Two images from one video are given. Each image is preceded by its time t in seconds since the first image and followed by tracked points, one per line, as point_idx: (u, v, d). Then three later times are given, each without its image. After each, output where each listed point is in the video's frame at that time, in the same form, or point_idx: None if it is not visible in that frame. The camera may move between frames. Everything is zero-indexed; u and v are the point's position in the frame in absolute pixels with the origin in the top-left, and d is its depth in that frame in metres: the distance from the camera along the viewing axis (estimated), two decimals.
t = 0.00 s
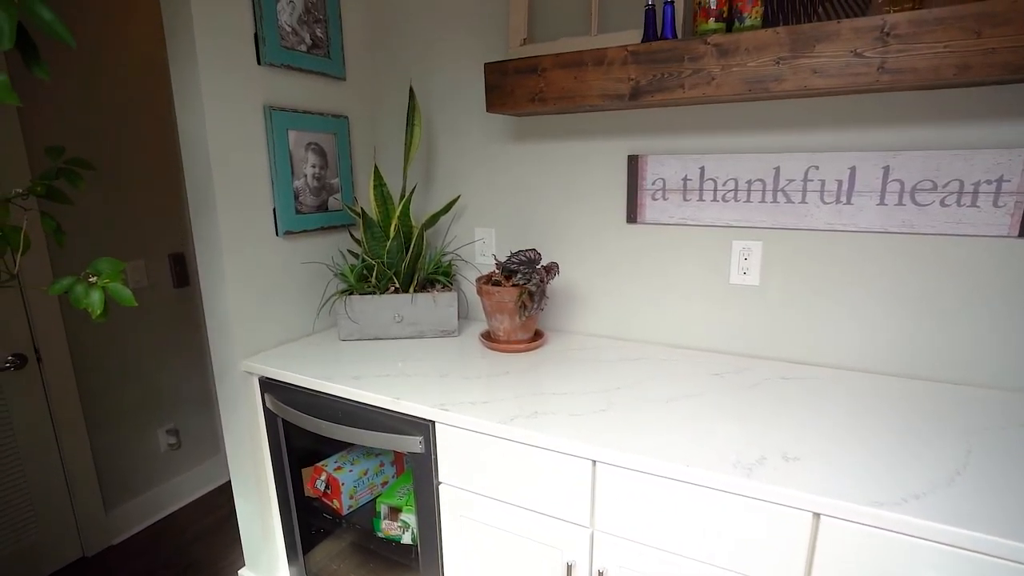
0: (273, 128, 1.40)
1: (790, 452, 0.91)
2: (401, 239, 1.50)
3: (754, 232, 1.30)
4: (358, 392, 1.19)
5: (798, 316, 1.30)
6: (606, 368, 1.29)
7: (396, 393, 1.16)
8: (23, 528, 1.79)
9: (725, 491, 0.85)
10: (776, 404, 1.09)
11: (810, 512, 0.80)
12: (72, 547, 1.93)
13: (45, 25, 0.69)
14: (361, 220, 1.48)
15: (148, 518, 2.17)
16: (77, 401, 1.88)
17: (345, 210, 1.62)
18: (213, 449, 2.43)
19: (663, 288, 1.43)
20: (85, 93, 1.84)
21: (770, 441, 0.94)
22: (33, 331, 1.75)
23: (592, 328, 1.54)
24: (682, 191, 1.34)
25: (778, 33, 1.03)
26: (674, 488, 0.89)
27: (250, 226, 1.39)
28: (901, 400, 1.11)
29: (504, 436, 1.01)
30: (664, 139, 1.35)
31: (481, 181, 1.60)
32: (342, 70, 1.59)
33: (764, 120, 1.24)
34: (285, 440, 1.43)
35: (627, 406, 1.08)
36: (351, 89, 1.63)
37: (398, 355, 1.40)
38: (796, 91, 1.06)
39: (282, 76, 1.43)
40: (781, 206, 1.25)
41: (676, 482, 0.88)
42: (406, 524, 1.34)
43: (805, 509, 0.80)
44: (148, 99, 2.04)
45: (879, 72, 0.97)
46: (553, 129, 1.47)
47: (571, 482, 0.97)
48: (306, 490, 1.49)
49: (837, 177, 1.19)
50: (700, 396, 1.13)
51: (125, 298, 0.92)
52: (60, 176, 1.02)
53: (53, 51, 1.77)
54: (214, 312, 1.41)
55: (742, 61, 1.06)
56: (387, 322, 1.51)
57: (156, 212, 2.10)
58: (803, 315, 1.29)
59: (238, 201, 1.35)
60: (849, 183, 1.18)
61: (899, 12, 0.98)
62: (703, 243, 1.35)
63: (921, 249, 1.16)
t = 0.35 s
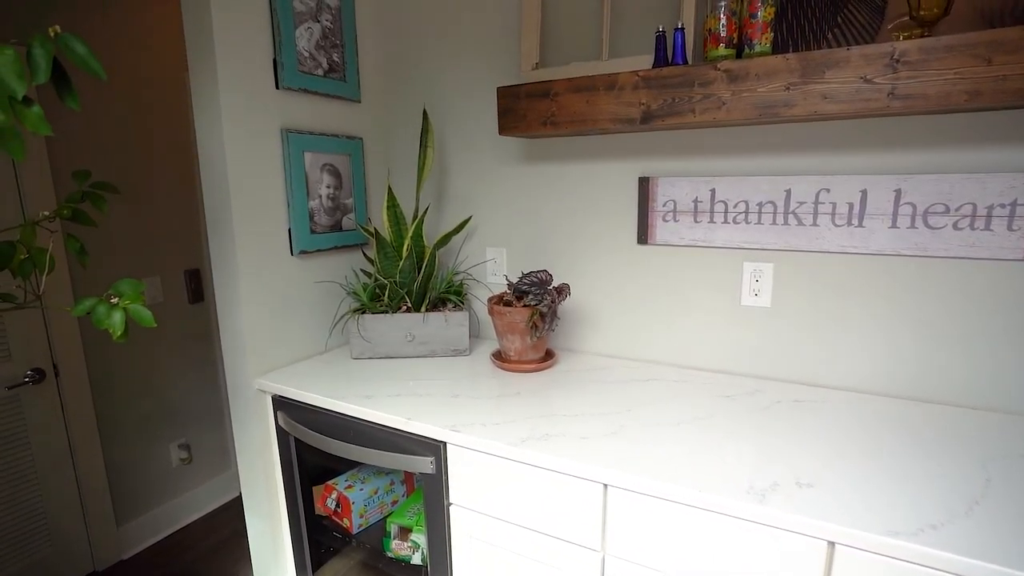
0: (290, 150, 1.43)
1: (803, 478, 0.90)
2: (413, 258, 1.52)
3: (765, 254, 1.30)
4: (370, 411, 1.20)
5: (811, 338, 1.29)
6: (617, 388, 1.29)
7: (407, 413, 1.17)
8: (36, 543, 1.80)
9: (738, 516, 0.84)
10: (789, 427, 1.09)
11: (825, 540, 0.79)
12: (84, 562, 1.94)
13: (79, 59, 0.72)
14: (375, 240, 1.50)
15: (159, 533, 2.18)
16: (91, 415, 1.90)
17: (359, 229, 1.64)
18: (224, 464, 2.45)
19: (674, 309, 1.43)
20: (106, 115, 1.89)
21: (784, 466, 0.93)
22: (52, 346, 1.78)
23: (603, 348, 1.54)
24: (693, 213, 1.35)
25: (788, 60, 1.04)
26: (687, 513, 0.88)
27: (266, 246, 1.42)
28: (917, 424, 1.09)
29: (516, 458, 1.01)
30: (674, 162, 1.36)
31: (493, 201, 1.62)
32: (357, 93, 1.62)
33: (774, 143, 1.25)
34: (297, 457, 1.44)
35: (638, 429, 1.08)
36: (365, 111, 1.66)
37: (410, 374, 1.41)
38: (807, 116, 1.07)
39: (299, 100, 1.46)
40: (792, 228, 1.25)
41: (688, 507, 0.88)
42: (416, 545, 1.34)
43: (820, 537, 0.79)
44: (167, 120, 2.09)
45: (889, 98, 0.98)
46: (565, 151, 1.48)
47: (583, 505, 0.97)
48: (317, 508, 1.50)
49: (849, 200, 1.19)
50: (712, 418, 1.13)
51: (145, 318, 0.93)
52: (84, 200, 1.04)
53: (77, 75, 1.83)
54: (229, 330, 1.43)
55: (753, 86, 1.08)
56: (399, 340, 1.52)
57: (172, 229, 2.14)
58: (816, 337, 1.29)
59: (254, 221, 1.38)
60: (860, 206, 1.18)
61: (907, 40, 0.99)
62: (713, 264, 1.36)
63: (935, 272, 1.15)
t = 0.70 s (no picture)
0: (302, 167, 1.45)
1: (813, 499, 0.89)
2: (422, 274, 1.53)
3: (774, 271, 1.30)
4: (378, 427, 1.20)
5: (820, 355, 1.29)
6: (625, 405, 1.29)
7: (416, 429, 1.18)
8: (46, 555, 1.81)
9: (746, 538, 0.84)
10: (798, 446, 1.08)
11: (835, 563, 0.78)
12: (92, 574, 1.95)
13: (102, 84, 0.74)
14: (384, 255, 1.51)
15: (166, 545, 2.19)
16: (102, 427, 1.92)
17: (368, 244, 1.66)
18: (232, 476, 2.46)
19: (681, 325, 1.43)
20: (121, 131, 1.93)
21: (793, 487, 0.93)
22: (65, 359, 1.81)
23: (611, 364, 1.54)
24: (701, 230, 1.36)
25: (795, 80, 1.05)
26: (695, 533, 0.88)
27: (276, 261, 1.43)
28: (928, 444, 1.08)
29: (523, 476, 1.02)
30: (682, 179, 1.37)
31: (501, 217, 1.63)
32: (368, 111, 1.65)
33: (781, 161, 1.25)
34: (305, 472, 1.44)
35: (645, 447, 1.07)
36: (376, 128, 1.68)
37: (417, 389, 1.42)
38: (814, 135, 1.07)
39: (311, 118, 1.48)
40: (800, 245, 1.26)
41: (696, 527, 0.87)
42: (423, 561, 1.34)
43: (829, 560, 0.79)
44: (181, 136, 2.13)
45: (896, 118, 0.98)
46: (573, 168, 1.50)
47: (590, 524, 0.97)
48: (324, 522, 1.50)
49: (857, 218, 1.19)
50: (721, 436, 1.12)
51: (158, 335, 0.95)
52: (102, 218, 1.06)
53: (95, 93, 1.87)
54: (239, 345, 1.44)
55: (760, 106, 1.08)
56: (407, 355, 1.53)
57: (184, 243, 2.17)
58: (825, 355, 1.28)
59: (265, 237, 1.40)
60: (869, 224, 1.18)
61: (914, 60, 0.99)
62: (721, 281, 1.36)
63: (945, 291, 1.15)
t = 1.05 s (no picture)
0: (310, 180, 1.47)
1: (818, 514, 0.89)
2: (428, 285, 1.54)
3: (779, 283, 1.30)
4: (384, 438, 1.21)
5: (825, 368, 1.28)
6: (629, 417, 1.29)
7: (422, 441, 1.18)
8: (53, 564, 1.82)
9: (751, 553, 0.84)
10: (804, 460, 1.08)
11: None
12: None
13: (116, 102, 0.76)
14: (390, 267, 1.52)
15: (171, 554, 2.19)
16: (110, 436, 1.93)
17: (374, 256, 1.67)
18: (237, 485, 2.46)
19: (686, 336, 1.43)
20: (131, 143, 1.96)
21: (798, 501, 0.93)
22: (74, 368, 1.82)
23: (616, 375, 1.55)
24: (705, 242, 1.36)
25: (798, 94, 1.06)
26: (700, 547, 0.88)
27: (284, 273, 1.45)
28: (934, 458, 1.08)
29: (528, 489, 1.02)
30: (686, 192, 1.37)
31: (506, 228, 1.64)
32: (375, 123, 1.66)
33: (786, 173, 1.26)
34: (311, 482, 1.45)
35: (650, 460, 1.07)
36: (382, 141, 1.70)
37: (423, 401, 1.43)
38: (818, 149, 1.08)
39: (319, 131, 1.50)
40: (805, 258, 1.26)
41: (701, 541, 0.87)
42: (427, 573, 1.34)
43: None
44: (190, 147, 2.16)
45: (900, 132, 0.99)
46: (578, 180, 1.51)
47: (595, 537, 0.97)
48: (328, 534, 1.49)
49: (861, 231, 1.19)
50: (726, 449, 1.12)
51: (168, 347, 0.96)
52: (114, 231, 1.07)
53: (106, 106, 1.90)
54: (246, 355, 1.45)
55: (764, 120, 1.09)
56: (413, 366, 1.54)
57: (192, 253, 2.19)
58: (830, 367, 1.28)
59: (273, 248, 1.41)
60: (873, 237, 1.19)
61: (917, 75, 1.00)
62: (726, 293, 1.36)
63: (951, 304, 1.15)
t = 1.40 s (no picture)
0: (316, 187, 1.48)
1: (824, 523, 0.89)
2: (433, 292, 1.54)
3: (783, 290, 1.30)
4: (389, 445, 1.21)
5: (830, 375, 1.28)
6: (634, 424, 1.29)
7: (427, 448, 1.18)
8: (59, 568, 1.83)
9: (756, 562, 0.84)
10: (808, 468, 1.08)
11: None
12: None
13: (129, 113, 0.77)
14: (395, 273, 1.53)
15: (176, 560, 2.20)
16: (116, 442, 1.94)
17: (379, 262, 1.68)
18: (242, 490, 2.47)
19: (691, 343, 1.43)
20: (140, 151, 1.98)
21: (804, 510, 0.93)
22: (82, 374, 1.84)
23: (620, 382, 1.55)
24: (709, 249, 1.36)
25: (802, 104, 1.06)
26: (705, 556, 0.88)
27: (290, 280, 1.46)
28: (940, 467, 1.08)
29: (533, 496, 1.02)
30: (691, 199, 1.38)
31: (511, 235, 1.65)
32: (380, 131, 1.68)
33: (790, 182, 1.26)
34: (316, 488, 1.45)
35: (654, 468, 1.08)
36: (387, 148, 1.71)
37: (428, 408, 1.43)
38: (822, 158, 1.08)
39: (325, 139, 1.52)
40: (810, 266, 1.26)
41: (706, 549, 0.87)
42: None
43: None
44: (197, 154, 2.18)
45: (904, 141, 0.99)
46: (582, 188, 1.51)
47: (600, 545, 0.97)
48: (333, 539, 1.50)
49: (866, 239, 1.20)
50: (730, 457, 1.12)
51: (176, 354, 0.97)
52: (123, 239, 1.08)
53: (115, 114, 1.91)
54: (252, 362, 1.46)
55: (768, 129, 1.10)
56: (418, 372, 1.54)
57: (198, 259, 2.21)
58: (835, 375, 1.28)
59: (280, 256, 1.42)
60: (878, 245, 1.19)
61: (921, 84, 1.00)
62: (730, 300, 1.36)
63: (956, 312, 1.14)
